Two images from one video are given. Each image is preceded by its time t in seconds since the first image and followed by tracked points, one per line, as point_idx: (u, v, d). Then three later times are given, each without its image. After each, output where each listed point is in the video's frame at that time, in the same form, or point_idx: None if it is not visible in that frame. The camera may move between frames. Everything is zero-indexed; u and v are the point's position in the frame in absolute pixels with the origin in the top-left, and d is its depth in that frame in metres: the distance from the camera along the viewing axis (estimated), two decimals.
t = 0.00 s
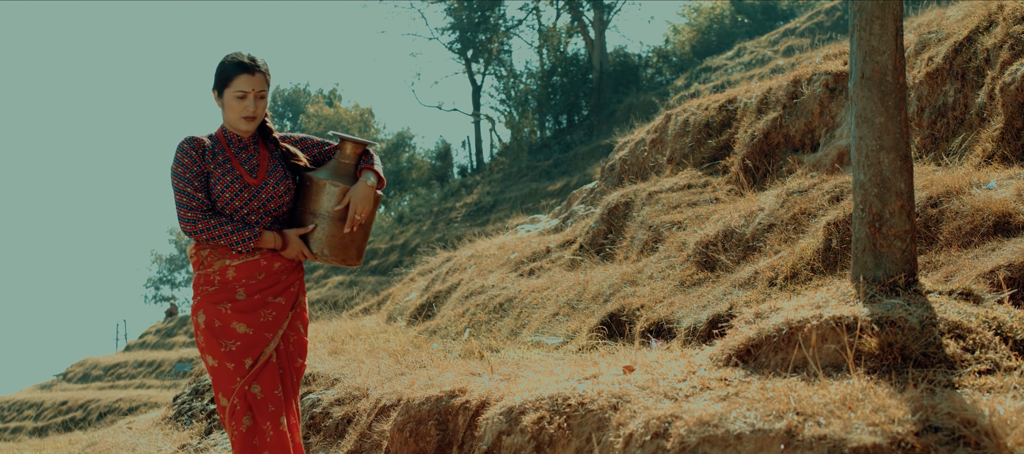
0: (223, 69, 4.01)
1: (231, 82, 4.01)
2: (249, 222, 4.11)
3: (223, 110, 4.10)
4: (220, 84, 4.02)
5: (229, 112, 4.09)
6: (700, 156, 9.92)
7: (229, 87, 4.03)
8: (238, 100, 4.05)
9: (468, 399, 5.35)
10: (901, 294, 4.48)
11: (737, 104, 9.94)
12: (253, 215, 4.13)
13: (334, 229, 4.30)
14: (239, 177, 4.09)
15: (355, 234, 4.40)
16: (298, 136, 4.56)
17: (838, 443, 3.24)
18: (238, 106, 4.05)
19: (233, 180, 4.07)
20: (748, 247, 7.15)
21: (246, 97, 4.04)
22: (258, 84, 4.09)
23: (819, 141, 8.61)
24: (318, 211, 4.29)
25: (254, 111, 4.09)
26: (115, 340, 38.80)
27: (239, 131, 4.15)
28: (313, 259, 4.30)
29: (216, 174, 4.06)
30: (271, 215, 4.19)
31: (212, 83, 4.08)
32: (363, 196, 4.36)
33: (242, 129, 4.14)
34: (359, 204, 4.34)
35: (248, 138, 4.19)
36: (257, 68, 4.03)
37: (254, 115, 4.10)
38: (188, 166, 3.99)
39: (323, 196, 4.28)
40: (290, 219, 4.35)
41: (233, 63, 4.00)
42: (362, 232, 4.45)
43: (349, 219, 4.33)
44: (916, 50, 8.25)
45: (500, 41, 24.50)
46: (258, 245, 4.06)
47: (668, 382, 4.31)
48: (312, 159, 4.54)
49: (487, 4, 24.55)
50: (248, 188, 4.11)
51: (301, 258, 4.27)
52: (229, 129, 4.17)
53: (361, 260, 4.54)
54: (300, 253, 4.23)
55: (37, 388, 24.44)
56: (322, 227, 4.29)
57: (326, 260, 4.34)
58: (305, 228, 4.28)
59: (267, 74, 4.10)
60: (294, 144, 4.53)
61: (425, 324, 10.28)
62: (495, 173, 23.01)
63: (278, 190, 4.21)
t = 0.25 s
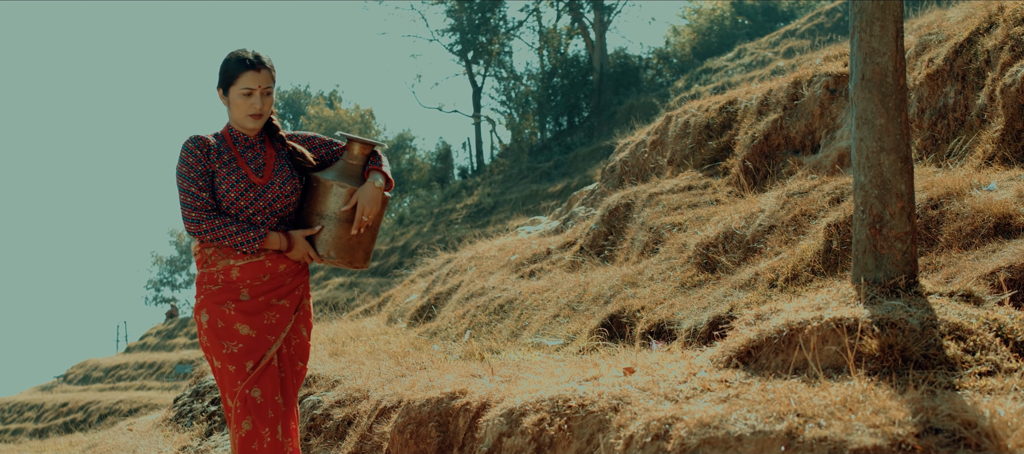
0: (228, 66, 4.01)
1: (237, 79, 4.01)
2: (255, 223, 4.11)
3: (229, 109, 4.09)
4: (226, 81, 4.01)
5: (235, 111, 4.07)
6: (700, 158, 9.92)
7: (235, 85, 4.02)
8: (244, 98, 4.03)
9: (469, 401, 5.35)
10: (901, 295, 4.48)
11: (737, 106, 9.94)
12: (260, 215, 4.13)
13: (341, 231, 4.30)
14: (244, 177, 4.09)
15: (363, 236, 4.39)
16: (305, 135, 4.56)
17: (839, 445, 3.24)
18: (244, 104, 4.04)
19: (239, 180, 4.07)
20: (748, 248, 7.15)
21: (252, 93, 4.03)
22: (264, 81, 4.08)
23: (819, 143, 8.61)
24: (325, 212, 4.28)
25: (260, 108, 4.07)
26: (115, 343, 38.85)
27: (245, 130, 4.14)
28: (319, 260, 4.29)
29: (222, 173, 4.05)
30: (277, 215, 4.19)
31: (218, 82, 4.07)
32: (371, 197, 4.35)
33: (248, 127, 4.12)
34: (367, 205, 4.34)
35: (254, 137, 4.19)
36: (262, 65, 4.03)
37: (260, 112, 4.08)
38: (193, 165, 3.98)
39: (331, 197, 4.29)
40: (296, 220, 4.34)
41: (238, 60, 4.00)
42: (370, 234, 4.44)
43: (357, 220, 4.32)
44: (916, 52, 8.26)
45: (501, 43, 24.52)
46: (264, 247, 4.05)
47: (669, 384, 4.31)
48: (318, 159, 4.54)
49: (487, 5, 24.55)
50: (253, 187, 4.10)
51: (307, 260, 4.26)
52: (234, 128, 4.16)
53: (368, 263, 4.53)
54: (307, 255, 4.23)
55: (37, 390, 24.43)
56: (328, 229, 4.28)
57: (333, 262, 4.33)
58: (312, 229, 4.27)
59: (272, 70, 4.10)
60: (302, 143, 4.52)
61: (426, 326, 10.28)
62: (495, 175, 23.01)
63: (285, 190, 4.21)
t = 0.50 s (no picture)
0: (234, 62, 3.97)
1: (243, 76, 3.98)
2: (260, 220, 4.09)
3: (235, 104, 4.07)
4: (232, 78, 3.99)
5: (241, 107, 4.06)
6: (701, 162, 9.92)
7: (240, 81, 3.99)
8: (250, 94, 4.01)
9: (469, 405, 5.35)
10: (902, 299, 4.48)
11: (738, 110, 9.95)
12: (265, 213, 4.11)
13: (348, 228, 4.26)
14: (249, 174, 4.07)
15: (370, 233, 4.37)
16: (312, 131, 4.53)
17: (839, 449, 3.23)
18: (250, 100, 4.02)
19: (244, 177, 4.06)
20: (749, 252, 7.15)
21: (258, 90, 4.01)
22: (270, 77, 4.05)
23: (820, 146, 8.61)
24: (331, 210, 4.25)
25: (266, 105, 4.06)
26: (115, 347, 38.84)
27: (250, 126, 4.14)
28: (326, 259, 4.26)
29: (227, 171, 4.04)
30: (283, 212, 4.17)
31: (224, 77, 4.04)
32: (378, 194, 4.33)
33: (254, 124, 4.12)
34: (375, 202, 4.31)
35: (259, 134, 4.18)
36: (268, 61, 4.00)
37: (266, 109, 4.07)
38: (197, 162, 3.97)
39: (338, 194, 4.26)
40: (303, 218, 4.32)
41: (244, 57, 3.96)
42: (377, 231, 4.41)
43: (365, 218, 4.29)
44: (916, 55, 8.27)
45: (501, 46, 24.54)
46: (270, 245, 4.03)
47: (670, 388, 4.30)
48: (325, 155, 4.53)
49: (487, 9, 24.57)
50: (259, 184, 4.08)
51: (314, 258, 4.23)
52: (239, 124, 4.16)
53: (375, 261, 4.50)
54: (313, 253, 4.21)
55: (38, 394, 24.42)
56: (335, 226, 4.25)
57: (340, 260, 4.30)
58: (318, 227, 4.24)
59: (278, 66, 4.07)
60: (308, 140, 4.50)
61: (426, 330, 10.28)
62: (495, 179, 23.02)
63: (291, 187, 4.19)
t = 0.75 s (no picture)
0: (239, 59, 3.88)
1: (248, 73, 3.89)
2: (267, 220, 4.01)
3: (239, 102, 3.99)
4: (237, 75, 3.90)
5: (245, 105, 3.98)
6: (701, 166, 9.93)
7: (245, 78, 3.90)
8: (255, 92, 3.93)
9: (470, 409, 5.35)
10: (902, 304, 4.49)
11: (738, 114, 9.96)
12: (271, 213, 4.03)
13: (354, 227, 4.21)
14: (255, 173, 3.99)
15: (376, 232, 4.32)
16: (314, 129, 4.49)
17: None
18: (255, 98, 3.94)
19: (250, 176, 3.97)
20: (749, 257, 7.16)
21: (264, 89, 3.93)
22: (275, 74, 3.97)
23: (820, 151, 8.61)
24: (337, 208, 4.20)
25: (271, 103, 3.98)
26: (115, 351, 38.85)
27: (254, 124, 4.06)
28: (332, 257, 4.19)
29: (232, 170, 3.95)
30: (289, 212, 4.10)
31: (227, 74, 3.95)
32: (385, 191, 4.29)
33: (258, 122, 4.04)
34: (382, 200, 4.28)
35: (263, 132, 4.10)
36: (274, 59, 3.92)
37: (271, 107, 4.00)
38: (201, 161, 3.86)
39: (344, 193, 4.20)
40: (307, 217, 4.26)
41: (250, 54, 3.87)
42: (382, 230, 4.37)
43: (372, 216, 4.25)
44: (916, 60, 8.28)
45: (501, 51, 24.57)
46: (277, 245, 3.96)
47: (670, 392, 4.30)
48: (328, 153, 4.49)
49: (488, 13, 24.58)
50: (265, 184, 4.00)
51: (320, 257, 4.17)
52: (242, 122, 4.07)
53: (379, 260, 4.45)
54: (319, 252, 4.14)
55: (38, 398, 24.42)
56: (341, 225, 4.19)
57: (346, 259, 4.24)
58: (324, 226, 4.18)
59: (283, 63, 3.98)
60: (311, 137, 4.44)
61: (426, 334, 10.28)
62: (496, 183, 23.03)
63: (296, 186, 4.12)
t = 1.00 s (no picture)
0: (246, 57, 3.86)
1: (255, 72, 3.87)
2: (271, 219, 3.98)
3: (244, 101, 3.96)
4: (243, 73, 3.87)
5: (251, 104, 3.95)
6: (701, 170, 9.93)
7: (251, 77, 3.88)
8: (261, 91, 3.91)
9: (470, 413, 5.35)
10: (902, 307, 4.48)
11: (738, 117, 9.96)
12: (276, 212, 4.00)
13: (360, 225, 4.15)
14: (260, 173, 3.96)
15: (382, 230, 4.26)
16: (320, 125, 4.42)
17: None
18: (261, 97, 3.92)
19: (254, 175, 3.94)
20: (749, 260, 7.16)
21: (270, 87, 3.90)
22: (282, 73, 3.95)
23: (820, 154, 8.62)
24: (342, 207, 4.14)
25: (276, 103, 3.95)
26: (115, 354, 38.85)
27: (259, 122, 4.03)
28: (338, 256, 4.14)
29: (236, 170, 3.93)
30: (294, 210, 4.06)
31: (233, 72, 3.92)
32: (391, 190, 4.22)
33: (263, 121, 4.01)
34: (389, 199, 4.21)
35: (267, 130, 4.07)
36: (281, 57, 3.89)
37: (276, 106, 3.97)
38: (205, 161, 3.84)
39: (350, 191, 4.15)
40: (313, 215, 4.21)
41: (256, 52, 3.85)
42: (388, 228, 4.30)
43: (378, 215, 4.19)
44: (916, 63, 8.29)
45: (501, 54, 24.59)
46: (282, 244, 3.93)
47: (670, 395, 4.30)
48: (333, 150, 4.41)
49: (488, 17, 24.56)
50: (269, 183, 3.97)
51: (326, 256, 4.12)
52: (247, 120, 4.05)
53: (386, 257, 4.39)
54: (325, 251, 4.09)
55: (38, 402, 24.40)
56: (346, 224, 4.14)
57: (352, 257, 4.18)
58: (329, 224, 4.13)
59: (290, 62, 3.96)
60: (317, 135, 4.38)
61: (426, 338, 10.28)
62: (496, 186, 23.03)
63: (302, 185, 4.08)
